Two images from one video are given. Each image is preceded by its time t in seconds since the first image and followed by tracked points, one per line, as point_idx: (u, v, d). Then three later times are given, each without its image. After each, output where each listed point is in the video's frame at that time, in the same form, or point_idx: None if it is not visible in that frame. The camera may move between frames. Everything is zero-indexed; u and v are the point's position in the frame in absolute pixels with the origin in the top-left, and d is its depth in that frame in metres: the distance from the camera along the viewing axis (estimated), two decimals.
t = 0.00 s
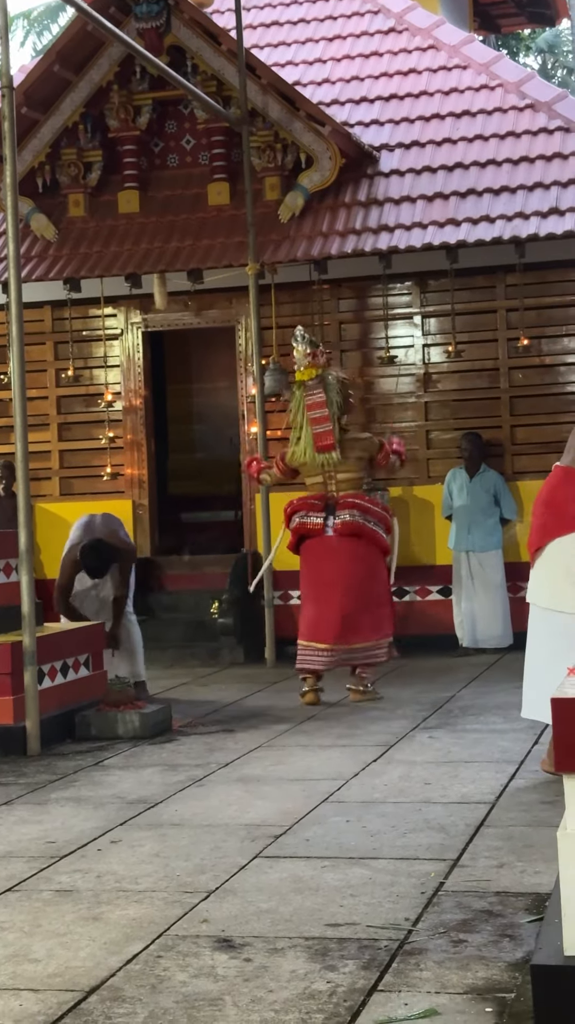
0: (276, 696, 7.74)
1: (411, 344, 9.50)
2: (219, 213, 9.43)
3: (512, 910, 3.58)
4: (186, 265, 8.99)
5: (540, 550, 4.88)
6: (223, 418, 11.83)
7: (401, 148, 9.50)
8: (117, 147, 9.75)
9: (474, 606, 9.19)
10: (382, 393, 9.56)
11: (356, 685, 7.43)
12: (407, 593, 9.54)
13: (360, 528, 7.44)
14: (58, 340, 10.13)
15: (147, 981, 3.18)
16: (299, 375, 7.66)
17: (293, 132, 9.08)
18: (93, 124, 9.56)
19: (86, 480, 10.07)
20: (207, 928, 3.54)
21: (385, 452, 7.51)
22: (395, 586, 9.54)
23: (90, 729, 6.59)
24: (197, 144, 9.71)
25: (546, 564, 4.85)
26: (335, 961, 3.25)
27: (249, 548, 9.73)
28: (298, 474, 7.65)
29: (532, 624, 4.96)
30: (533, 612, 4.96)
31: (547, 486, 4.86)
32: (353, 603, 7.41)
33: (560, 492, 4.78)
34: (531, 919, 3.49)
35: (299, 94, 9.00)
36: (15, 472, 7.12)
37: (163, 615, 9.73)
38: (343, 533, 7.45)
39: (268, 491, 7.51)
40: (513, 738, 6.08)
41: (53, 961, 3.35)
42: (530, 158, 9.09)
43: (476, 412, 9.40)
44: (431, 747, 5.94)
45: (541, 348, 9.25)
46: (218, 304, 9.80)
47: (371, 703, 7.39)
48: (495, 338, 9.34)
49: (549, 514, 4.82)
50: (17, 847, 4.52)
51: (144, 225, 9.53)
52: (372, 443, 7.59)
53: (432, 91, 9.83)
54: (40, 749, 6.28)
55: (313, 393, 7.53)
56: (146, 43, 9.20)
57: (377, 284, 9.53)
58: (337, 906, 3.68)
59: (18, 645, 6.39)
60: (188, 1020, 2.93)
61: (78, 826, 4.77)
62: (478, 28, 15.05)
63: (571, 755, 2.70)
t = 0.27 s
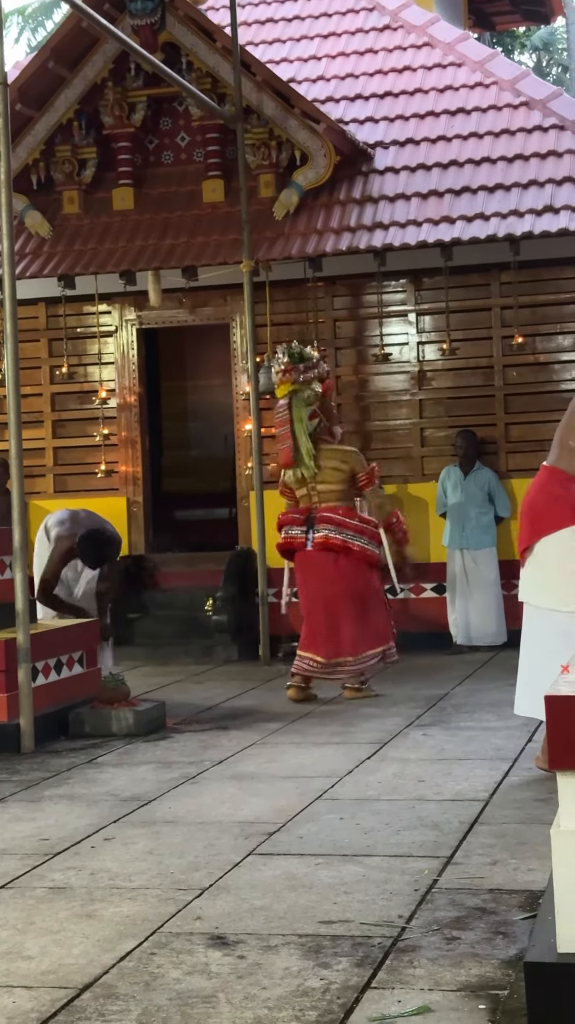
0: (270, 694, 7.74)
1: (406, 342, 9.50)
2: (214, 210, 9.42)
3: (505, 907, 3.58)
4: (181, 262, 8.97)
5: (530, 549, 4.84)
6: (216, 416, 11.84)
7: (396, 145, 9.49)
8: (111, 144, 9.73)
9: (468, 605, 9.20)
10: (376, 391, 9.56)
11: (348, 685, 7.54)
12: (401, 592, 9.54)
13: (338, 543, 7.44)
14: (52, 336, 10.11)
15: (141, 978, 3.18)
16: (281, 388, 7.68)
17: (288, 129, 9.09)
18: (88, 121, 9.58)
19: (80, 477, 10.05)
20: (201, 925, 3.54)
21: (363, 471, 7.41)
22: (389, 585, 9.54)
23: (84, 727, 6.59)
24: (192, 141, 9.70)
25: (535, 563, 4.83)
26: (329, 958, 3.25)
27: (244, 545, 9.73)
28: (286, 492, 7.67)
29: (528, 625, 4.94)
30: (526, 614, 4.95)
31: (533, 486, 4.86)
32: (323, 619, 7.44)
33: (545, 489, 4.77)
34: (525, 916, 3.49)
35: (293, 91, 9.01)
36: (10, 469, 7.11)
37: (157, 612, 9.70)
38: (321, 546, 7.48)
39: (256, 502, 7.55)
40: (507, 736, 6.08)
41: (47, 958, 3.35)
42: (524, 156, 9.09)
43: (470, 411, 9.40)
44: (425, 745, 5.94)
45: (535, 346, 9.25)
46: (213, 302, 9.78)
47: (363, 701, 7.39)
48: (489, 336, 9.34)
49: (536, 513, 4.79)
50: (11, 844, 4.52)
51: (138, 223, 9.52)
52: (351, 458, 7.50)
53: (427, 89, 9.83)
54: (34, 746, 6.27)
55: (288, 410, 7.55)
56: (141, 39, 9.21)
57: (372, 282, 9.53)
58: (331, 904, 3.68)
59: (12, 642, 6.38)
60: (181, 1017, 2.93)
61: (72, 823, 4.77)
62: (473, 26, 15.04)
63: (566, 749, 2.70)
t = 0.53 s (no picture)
0: (267, 690, 7.75)
1: (402, 339, 9.48)
2: (210, 207, 9.41)
3: (502, 904, 3.58)
4: (177, 259, 8.96)
5: (524, 550, 4.85)
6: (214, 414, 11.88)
7: (393, 142, 9.49)
8: (108, 141, 9.73)
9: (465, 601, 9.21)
10: (373, 387, 9.55)
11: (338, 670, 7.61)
12: (398, 588, 9.55)
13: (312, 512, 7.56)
14: (49, 333, 10.10)
15: (137, 975, 3.18)
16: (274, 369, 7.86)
17: (285, 125, 9.08)
18: (84, 118, 9.55)
19: (77, 474, 10.05)
20: (198, 922, 3.54)
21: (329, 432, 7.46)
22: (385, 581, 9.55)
23: (81, 724, 6.58)
24: (189, 138, 9.69)
25: (529, 563, 4.85)
26: (326, 955, 3.25)
27: (240, 542, 9.72)
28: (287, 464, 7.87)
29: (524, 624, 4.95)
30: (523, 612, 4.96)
31: (522, 485, 4.86)
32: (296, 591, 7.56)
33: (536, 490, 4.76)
34: (521, 913, 3.50)
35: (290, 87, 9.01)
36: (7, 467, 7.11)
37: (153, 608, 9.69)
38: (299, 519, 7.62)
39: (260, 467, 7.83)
40: (503, 733, 6.08)
41: (43, 955, 3.35)
42: (521, 153, 9.09)
43: (466, 408, 9.40)
44: (421, 742, 5.95)
45: (532, 343, 9.26)
46: (209, 298, 9.78)
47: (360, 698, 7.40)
48: (486, 333, 9.34)
49: (528, 514, 4.80)
50: (7, 841, 4.52)
51: (134, 219, 9.51)
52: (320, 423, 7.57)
53: (424, 86, 9.82)
54: (31, 743, 6.27)
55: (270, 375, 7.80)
56: (137, 36, 9.19)
57: (369, 279, 9.52)
58: (327, 900, 3.68)
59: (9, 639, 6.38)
60: (178, 1014, 2.94)
61: (69, 820, 4.77)
62: (470, 23, 15.04)
63: (563, 745, 2.70)
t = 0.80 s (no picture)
0: (265, 688, 7.75)
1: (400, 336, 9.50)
2: (208, 204, 9.41)
3: (499, 901, 3.58)
4: (175, 256, 8.95)
5: (518, 550, 4.85)
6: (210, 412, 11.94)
7: (390, 140, 9.48)
8: (105, 138, 9.71)
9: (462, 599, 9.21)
10: (370, 385, 9.55)
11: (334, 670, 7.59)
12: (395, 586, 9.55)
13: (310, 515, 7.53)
14: (46, 331, 10.09)
15: (134, 972, 3.18)
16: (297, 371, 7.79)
17: (283, 123, 9.08)
18: (82, 115, 9.55)
19: (75, 471, 10.04)
20: (195, 919, 3.54)
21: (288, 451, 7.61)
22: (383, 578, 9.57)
23: (78, 721, 6.58)
24: (186, 135, 9.69)
25: (524, 562, 4.84)
26: (322, 952, 3.25)
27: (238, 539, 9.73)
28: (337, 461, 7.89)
29: (519, 623, 4.95)
30: (519, 611, 4.95)
31: (515, 484, 4.87)
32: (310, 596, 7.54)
33: (530, 489, 4.77)
34: (518, 910, 3.50)
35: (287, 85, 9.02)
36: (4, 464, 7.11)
37: (151, 608, 9.73)
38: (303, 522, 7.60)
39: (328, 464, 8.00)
40: (501, 730, 6.08)
41: (40, 953, 3.35)
42: (518, 151, 9.09)
43: (464, 406, 9.40)
44: (418, 739, 5.95)
45: (529, 340, 9.25)
46: (207, 296, 9.77)
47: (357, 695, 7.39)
48: (483, 330, 9.34)
49: (521, 513, 4.81)
50: (4, 839, 4.52)
51: (132, 217, 9.50)
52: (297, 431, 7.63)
53: (421, 83, 9.82)
54: (28, 740, 6.27)
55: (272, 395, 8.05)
56: (135, 33, 9.21)
57: (366, 277, 9.51)
58: (324, 898, 3.68)
59: (6, 637, 6.37)
60: (175, 1011, 2.93)
61: (66, 818, 4.76)
62: (467, 20, 15.04)
63: (563, 742, 2.70)
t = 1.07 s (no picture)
0: (264, 687, 7.73)
1: (398, 335, 9.49)
2: (206, 203, 9.40)
3: (497, 900, 3.58)
4: (173, 255, 8.95)
5: (516, 549, 4.84)
6: (209, 411, 11.94)
7: (388, 139, 9.48)
8: (104, 136, 9.71)
9: (461, 598, 9.21)
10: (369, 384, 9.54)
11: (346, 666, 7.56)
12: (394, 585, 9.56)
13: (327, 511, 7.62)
14: (44, 330, 10.09)
15: (132, 971, 3.18)
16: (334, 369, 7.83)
17: (281, 122, 9.08)
18: (80, 114, 9.54)
19: (73, 470, 10.04)
20: (193, 918, 3.54)
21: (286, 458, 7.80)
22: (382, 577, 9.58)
23: (76, 720, 6.58)
24: (185, 134, 9.69)
25: (521, 561, 4.84)
26: (321, 950, 3.25)
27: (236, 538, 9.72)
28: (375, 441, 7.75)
29: (516, 624, 4.94)
30: (516, 610, 4.94)
31: (512, 484, 4.87)
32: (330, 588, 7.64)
33: (527, 488, 4.77)
34: (516, 909, 3.50)
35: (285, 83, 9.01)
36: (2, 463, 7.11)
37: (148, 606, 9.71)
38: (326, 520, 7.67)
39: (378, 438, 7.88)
40: (499, 729, 6.08)
41: (38, 951, 3.35)
42: (517, 150, 9.09)
43: (462, 405, 9.40)
44: (416, 738, 5.95)
45: (528, 339, 9.25)
46: (205, 295, 9.77)
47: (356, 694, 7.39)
48: (481, 329, 9.35)
49: (519, 512, 4.79)
50: (3, 838, 4.51)
51: (130, 215, 9.50)
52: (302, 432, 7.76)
53: (420, 82, 9.82)
54: (26, 739, 6.27)
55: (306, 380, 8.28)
56: (133, 32, 9.20)
57: (365, 275, 9.51)
58: (322, 897, 3.68)
59: (4, 636, 6.37)
60: (173, 1011, 2.93)
61: (63, 817, 4.76)
62: (465, 19, 15.04)
63: (562, 742, 2.71)
